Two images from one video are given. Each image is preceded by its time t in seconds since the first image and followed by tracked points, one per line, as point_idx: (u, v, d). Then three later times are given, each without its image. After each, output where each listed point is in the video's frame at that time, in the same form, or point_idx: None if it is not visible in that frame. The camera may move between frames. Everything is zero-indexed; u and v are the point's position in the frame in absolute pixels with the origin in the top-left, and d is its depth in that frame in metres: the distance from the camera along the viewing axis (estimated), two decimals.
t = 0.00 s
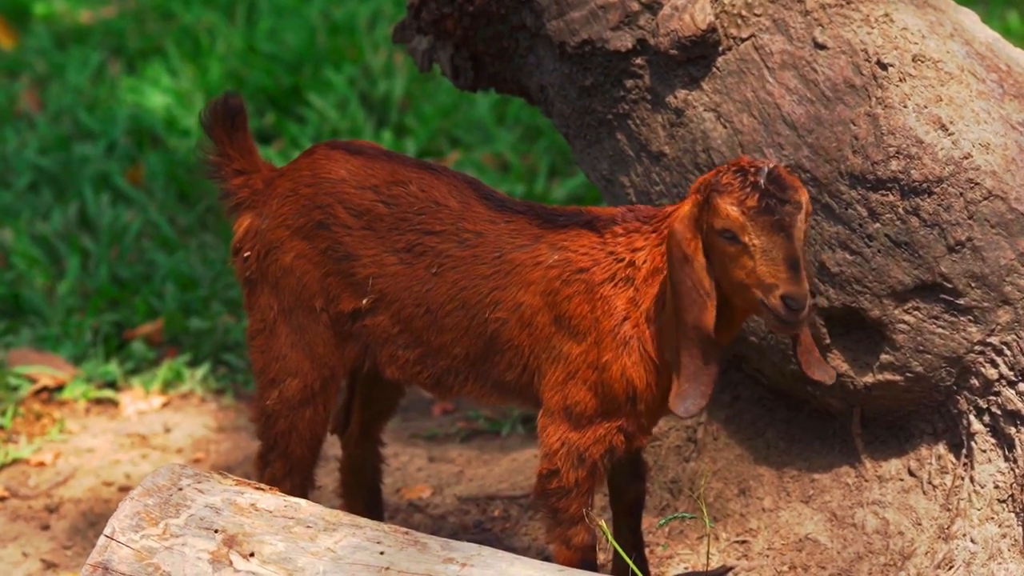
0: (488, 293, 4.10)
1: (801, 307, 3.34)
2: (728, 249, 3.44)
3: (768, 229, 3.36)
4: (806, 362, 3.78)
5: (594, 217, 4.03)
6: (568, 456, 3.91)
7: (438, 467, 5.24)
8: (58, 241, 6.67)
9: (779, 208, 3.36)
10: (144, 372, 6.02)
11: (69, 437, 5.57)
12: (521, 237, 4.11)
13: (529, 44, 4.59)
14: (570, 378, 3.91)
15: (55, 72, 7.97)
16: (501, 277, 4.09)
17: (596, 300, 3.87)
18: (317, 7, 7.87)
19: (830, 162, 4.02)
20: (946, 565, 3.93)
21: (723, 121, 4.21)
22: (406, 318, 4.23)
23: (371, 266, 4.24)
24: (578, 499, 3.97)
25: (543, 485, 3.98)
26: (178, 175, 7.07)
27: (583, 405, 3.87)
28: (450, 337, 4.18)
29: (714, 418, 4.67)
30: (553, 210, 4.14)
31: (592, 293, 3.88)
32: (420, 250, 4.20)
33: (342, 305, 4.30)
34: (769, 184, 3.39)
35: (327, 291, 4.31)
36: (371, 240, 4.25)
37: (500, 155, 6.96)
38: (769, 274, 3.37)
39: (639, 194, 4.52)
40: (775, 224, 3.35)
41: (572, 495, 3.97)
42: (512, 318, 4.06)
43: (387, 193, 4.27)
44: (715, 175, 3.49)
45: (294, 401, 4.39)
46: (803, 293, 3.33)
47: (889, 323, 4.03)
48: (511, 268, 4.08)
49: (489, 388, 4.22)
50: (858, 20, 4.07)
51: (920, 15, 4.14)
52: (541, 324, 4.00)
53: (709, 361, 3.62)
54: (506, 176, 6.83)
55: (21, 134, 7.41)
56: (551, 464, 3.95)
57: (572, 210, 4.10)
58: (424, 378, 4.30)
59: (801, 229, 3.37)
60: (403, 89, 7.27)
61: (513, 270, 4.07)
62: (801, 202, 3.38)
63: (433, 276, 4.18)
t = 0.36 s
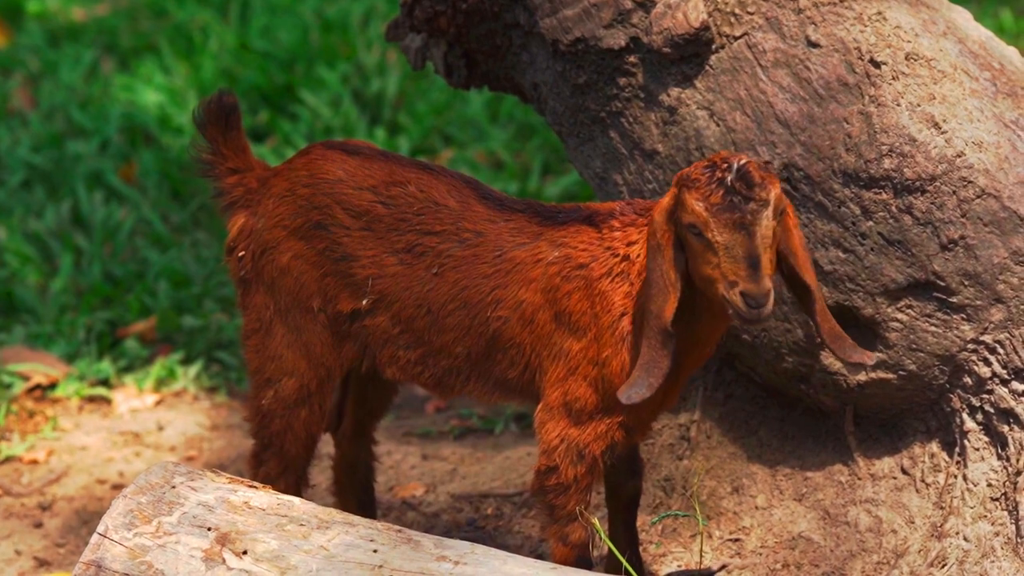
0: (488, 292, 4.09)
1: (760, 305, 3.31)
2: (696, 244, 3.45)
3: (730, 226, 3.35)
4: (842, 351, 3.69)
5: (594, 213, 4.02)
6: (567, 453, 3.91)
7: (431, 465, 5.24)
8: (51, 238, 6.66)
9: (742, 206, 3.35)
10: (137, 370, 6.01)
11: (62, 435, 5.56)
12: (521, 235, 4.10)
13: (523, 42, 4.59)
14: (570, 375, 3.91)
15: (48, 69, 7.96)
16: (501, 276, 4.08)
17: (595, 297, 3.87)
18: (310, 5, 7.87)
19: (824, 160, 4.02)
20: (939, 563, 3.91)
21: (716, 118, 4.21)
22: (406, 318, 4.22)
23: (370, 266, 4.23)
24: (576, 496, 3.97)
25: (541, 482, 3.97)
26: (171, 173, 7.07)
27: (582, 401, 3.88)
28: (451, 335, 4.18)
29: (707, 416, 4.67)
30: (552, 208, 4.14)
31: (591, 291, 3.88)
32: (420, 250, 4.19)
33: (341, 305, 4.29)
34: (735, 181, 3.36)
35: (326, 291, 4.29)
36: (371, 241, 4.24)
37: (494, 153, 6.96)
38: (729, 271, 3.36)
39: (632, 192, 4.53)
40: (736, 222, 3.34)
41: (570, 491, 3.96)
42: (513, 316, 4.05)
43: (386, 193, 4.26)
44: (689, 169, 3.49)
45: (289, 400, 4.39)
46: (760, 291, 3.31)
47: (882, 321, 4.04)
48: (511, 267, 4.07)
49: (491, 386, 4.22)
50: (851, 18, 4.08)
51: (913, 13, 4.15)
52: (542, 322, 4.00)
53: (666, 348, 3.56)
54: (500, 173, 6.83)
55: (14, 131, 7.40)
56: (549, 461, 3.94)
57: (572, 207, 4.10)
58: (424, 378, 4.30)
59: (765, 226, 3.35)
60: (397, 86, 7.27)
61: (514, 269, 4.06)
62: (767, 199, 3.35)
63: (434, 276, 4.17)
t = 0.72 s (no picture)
0: (489, 288, 4.09)
1: (731, 320, 3.33)
2: (673, 255, 3.44)
3: (705, 239, 3.33)
4: (754, 377, 3.66)
5: (593, 210, 4.02)
6: (562, 450, 3.90)
7: (425, 463, 5.24)
8: (45, 236, 6.67)
9: (718, 219, 3.33)
10: (131, 368, 6.02)
11: (57, 433, 5.56)
12: (522, 231, 4.10)
13: (517, 40, 4.59)
14: (566, 372, 3.91)
15: (42, 67, 7.96)
16: (502, 272, 4.08)
17: (592, 295, 3.86)
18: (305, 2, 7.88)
19: (818, 158, 4.02)
20: (933, 561, 3.91)
21: (710, 116, 4.21)
22: (408, 315, 4.22)
23: (373, 263, 4.22)
24: (571, 493, 3.96)
25: (536, 479, 3.96)
26: (165, 170, 7.08)
27: (577, 398, 3.87)
28: (452, 332, 4.17)
29: (702, 414, 4.66)
30: (553, 204, 4.14)
31: (588, 288, 3.88)
32: (422, 246, 4.19)
33: (342, 302, 4.28)
34: (712, 194, 3.34)
35: (327, 289, 4.29)
36: (373, 237, 4.23)
37: (489, 151, 6.95)
38: (704, 284, 3.36)
39: (626, 189, 4.53)
40: (711, 235, 3.32)
41: (566, 489, 3.95)
42: (513, 312, 4.05)
43: (388, 189, 4.25)
44: (674, 178, 3.46)
45: (289, 398, 4.39)
46: (732, 305, 3.31)
47: (876, 318, 4.03)
48: (512, 263, 4.07)
49: (492, 383, 4.21)
50: (845, 16, 4.08)
51: (908, 11, 4.15)
52: (541, 318, 3.99)
53: (665, 363, 3.60)
54: (495, 171, 6.83)
55: (8, 129, 7.40)
56: (544, 458, 3.93)
57: (571, 204, 4.10)
58: (426, 375, 4.29)
59: (740, 240, 3.33)
60: (391, 84, 7.26)
61: (514, 265, 4.06)
62: (744, 212, 3.33)
63: (435, 272, 4.17)
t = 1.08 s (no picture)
0: (486, 284, 4.09)
1: (710, 319, 3.33)
2: (655, 253, 3.46)
3: (685, 237, 3.36)
4: (769, 374, 3.64)
5: (589, 207, 4.02)
6: (557, 447, 3.90)
7: (422, 459, 5.24)
8: (42, 232, 6.68)
9: (698, 217, 3.35)
10: (128, 364, 6.03)
11: (53, 429, 5.57)
12: (519, 227, 4.09)
13: (514, 36, 4.59)
14: (560, 368, 3.91)
15: (39, 63, 7.96)
16: (500, 267, 4.08)
17: (585, 292, 3.86)
18: None
19: (815, 154, 4.02)
20: (929, 557, 3.90)
21: (707, 112, 4.21)
22: (406, 310, 4.21)
23: (372, 258, 4.22)
24: (566, 490, 3.96)
25: (530, 476, 3.96)
26: (162, 166, 7.06)
27: (570, 395, 3.88)
28: (449, 328, 4.17)
29: (698, 411, 4.67)
30: (550, 200, 4.13)
31: (581, 284, 3.87)
32: (421, 242, 4.19)
33: (342, 297, 4.28)
34: (694, 193, 3.36)
35: (328, 283, 4.29)
36: (373, 232, 4.23)
37: (486, 147, 6.96)
38: (682, 282, 3.38)
39: (623, 186, 4.53)
40: (691, 233, 3.35)
41: (560, 486, 3.95)
42: (509, 308, 4.05)
43: (389, 184, 4.25)
44: (658, 176, 3.48)
45: (290, 392, 4.39)
46: (710, 304, 3.32)
47: (872, 315, 4.03)
48: (509, 259, 4.06)
49: (489, 378, 4.21)
50: (843, 12, 4.06)
51: (905, 6, 4.14)
52: (536, 314, 3.99)
53: (636, 354, 3.58)
54: (492, 167, 6.83)
55: (5, 125, 7.40)
56: (539, 454, 3.93)
57: (569, 201, 4.09)
58: (426, 371, 4.29)
59: (720, 239, 3.36)
60: (388, 81, 7.26)
61: (511, 261, 4.06)
62: (725, 211, 3.36)
63: (434, 267, 4.17)
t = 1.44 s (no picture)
0: (487, 279, 4.09)
1: (696, 315, 3.32)
2: (644, 247, 3.46)
3: (672, 232, 3.36)
4: (757, 371, 3.62)
5: (589, 203, 4.02)
6: (555, 443, 3.90)
7: (421, 455, 5.24)
8: (41, 228, 6.68)
9: (686, 213, 3.35)
10: (127, 360, 6.03)
11: (53, 425, 5.57)
12: (519, 223, 4.09)
13: (513, 32, 4.59)
14: (558, 364, 3.91)
15: (38, 59, 7.96)
16: (500, 263, 4.08)
17: (584, 287, 3.86)
18: None
19: (814, 150, 4.02)
20: (929, 553, 3.90)
21: (706, 108, 4.21)
22: (407, 305, 4.21)
23: (374, 253, 4.22)
24: (564, 487, 3.97)
25: (529, 472, 3.96)
26: (162, 162, 7.07)
27: (569, 391, 3.88)
28: (450, 323, 4.17)
29: (698, 406, 4.67)
30: (551, 196, 4.13)
31: (579, 280, 3.87)
32: (422, 237, 4.19)
33: (344, 292, 4.28)
34: (683, 188, 3.36)
35: (329, 278, 4.29)
36: (374, 227, 4.23)
37: (486, 143, 6.97)
38: (669, 277, 3.38)
39: (623, 181, 4.53)
40: (678, 228, 3.35)
41: (559, 482, 3.96)
42: (509, 304, 4.05)
43: (390, 180, 4.25)
44: (651, 170, 3.49)
45: (291, 386, 4.38)
46: (696, 300, 3.31)
47: (872, 311, 4.03)
48: (509, 254, 4.06)
49: (489, 374, 4.21)
50: (842, 8, 4.05)
51: (905, 2, 4.12)
52: (535, 310, 3.99)
53: (630, 349, 3.57)
54: (491, 163, 6.84)
55: (4, 121, 7.40)
56: (537, 450, 3.93)
57: (568, 197, 4.09)
58: (426, 366, 4.29)
59: (708, 235, 3.35)
60: (387, 77, 7.27)
61: (511, 256, 4.06)
62: (713, 207, 3.36)
63: (435, 263, 4.17)
